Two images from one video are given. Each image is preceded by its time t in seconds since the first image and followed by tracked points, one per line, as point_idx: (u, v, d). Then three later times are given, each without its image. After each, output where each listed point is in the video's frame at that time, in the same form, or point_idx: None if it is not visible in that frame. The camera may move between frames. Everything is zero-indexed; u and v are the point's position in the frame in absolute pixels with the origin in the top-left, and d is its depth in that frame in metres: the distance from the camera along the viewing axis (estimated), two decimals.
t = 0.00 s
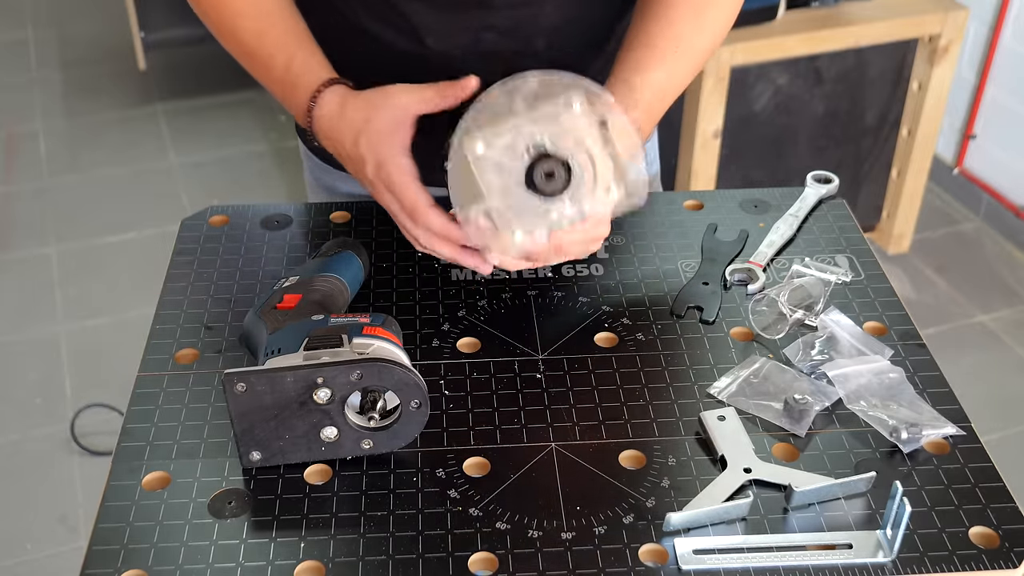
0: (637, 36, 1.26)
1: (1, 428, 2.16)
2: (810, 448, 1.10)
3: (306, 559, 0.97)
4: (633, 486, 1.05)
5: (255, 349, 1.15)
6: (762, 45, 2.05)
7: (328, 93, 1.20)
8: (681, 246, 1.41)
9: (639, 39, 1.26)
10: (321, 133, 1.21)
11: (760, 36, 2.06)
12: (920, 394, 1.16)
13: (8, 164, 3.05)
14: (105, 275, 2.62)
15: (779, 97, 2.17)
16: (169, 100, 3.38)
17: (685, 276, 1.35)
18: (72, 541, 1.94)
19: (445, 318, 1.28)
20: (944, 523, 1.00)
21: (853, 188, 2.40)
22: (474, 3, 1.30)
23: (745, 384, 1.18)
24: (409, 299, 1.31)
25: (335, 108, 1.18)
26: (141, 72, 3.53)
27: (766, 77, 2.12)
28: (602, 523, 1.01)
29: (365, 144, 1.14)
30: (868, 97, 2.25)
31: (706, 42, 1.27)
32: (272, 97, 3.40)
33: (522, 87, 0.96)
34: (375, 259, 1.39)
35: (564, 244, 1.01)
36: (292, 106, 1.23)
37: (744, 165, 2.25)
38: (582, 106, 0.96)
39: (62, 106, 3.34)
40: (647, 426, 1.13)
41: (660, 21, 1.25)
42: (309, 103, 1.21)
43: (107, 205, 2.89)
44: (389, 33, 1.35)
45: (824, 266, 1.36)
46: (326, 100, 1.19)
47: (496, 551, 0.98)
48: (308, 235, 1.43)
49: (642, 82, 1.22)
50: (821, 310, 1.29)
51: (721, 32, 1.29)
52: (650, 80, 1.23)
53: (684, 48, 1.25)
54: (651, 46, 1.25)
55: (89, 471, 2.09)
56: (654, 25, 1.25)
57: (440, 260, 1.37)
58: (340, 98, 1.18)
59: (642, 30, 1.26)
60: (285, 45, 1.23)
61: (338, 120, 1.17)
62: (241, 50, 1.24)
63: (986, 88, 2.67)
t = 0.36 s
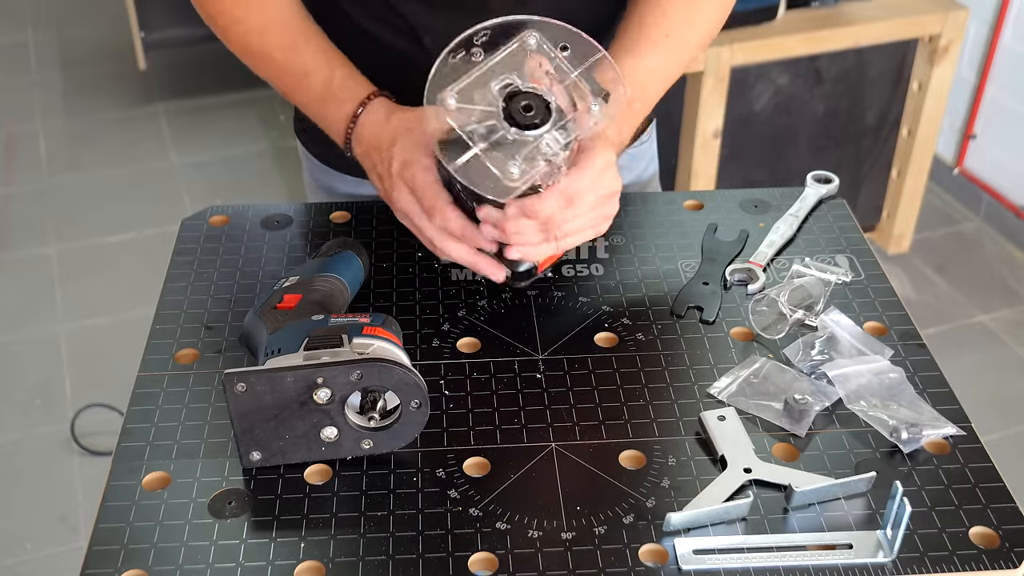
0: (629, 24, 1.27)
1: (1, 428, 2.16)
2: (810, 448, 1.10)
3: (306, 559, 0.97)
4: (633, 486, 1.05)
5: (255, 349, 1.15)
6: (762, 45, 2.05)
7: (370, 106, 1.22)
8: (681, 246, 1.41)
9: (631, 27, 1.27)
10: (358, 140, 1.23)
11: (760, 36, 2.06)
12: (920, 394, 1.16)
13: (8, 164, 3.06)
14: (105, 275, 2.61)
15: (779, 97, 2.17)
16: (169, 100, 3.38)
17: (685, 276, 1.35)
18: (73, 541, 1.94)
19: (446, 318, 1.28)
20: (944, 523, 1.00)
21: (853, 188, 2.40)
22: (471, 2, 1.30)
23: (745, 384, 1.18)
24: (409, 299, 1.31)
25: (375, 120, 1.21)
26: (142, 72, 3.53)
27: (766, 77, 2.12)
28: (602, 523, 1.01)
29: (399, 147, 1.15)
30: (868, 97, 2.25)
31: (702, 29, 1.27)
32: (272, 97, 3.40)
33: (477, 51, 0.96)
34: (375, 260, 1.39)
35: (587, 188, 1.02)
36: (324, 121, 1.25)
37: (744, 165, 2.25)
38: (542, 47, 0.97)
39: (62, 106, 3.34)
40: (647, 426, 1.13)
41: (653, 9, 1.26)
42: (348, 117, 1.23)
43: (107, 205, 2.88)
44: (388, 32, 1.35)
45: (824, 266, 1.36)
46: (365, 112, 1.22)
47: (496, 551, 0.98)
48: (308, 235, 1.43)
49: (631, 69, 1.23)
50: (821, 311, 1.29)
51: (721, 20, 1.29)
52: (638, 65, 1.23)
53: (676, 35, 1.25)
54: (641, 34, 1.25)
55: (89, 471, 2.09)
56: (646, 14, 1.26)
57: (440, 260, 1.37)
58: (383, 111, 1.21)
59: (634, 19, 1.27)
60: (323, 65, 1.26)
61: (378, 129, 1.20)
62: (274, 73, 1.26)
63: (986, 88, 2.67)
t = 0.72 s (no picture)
0: (640, 38, 1.25)
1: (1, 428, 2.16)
2: (810, 448, 1.10)
3: (306, 559, 0.97)
4: (633, 486, 1.05)
5: (255, 349, 1.15)
6: (762, 45, 2.04)
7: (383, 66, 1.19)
8: (680, 246, 1.41)
9: (641, 41, 1.25)
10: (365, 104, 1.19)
11: (760, 36, 2.06)
12: (920, 394, 1.16)
13: (8, 164, 3.06)
14: (105, 275, 2.61)
15: (780, 97, 2.17)
16: (169, 99, 3.38)
17: (685, 276, 1.35)
18: (72, 540, 1.94)
19: (445, 318, 1.28)
20: (944, 523, 1.00)
21: (853, 188, 2.40)
22: (468, 1, 1.30)
23: (745, 384, 1.18)
24: (409, 299, 1.31)
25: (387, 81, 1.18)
26: (141, 72, 3.53)
27: (766, 77, 2.12)
28: (602, 523, 1.01)
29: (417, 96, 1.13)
30: (868, 97, 2.25)
31: (712, 33, 1.26)
32: (272, 97, 3.40)
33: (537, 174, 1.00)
34: (375, 259, 1.39)
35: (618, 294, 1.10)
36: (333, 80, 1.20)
37: (744, 165, 2.25)
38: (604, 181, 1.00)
39: (62, 106, 3.34)
40: (647, 426, 1.13)
41: (663, 22, 1.25)
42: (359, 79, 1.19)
43: (107, 205, 2.88)
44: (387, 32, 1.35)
45: (824, 266, 1.36)
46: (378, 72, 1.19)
47: (496, 551, 0.98)
48: (308, 235, 1.43)
49: (649, 83, 1.22)
50: (821, 311, 1.29)
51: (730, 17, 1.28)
52: (657, 80, 1.22)
53: (689, 45, 1.25)
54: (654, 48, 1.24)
55: (89, 471, 2.09)
56: (655, 28, 1.25)
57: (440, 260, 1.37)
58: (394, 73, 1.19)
59: (644, 33, 1.26)
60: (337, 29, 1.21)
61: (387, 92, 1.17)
62: (282, 58, 1.21)
63: (986, 88, 2.67)
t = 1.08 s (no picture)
0: (647, 58, 1.26)
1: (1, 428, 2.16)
2: (810, 448, 1.10)
3: (306, 559, 0.97)
4: (633, 485, 1.05)
5: (256, 348, 1.15)
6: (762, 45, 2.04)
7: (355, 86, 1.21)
8: (680, 246, 1.41)
9: (649, 61, 1.26)
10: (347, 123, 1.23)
11: (760, 37, 2.06)
12: (920, 394, 1.16)
13: (8, 165, 3.06)
14: (105, 276, 2.61)
15: (779, 97, 2.17)
16: (169, 100, 3.38)
17: (685, 276, 1.35)
18: (73, 541, 1.94)
19: (445, 318, 1.28)
20: (944, 523, 1.00)
21: (853, 188, 2.40)
22: (467, 1, 1.29)
23: (745, 384, 1.18)
24: (409, 299, 1.31)
25: (361, 104, 1.20)
26: (141, 72, 3.53)
27: (765, 77, 2.12)
28: (602, 523, 1.01)
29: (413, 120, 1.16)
30: (868, 97, 2.25)
31: (716, 51, 1.29)
32: (272, 97, 3.40)
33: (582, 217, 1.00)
34: (375, 259, 1.39)
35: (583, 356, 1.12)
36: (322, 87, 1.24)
37: (744, 165, 2.25)
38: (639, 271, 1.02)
39: (62, 106, 3.34)
40: (647, 426, 1.13)
41: (671, 43, 1.26)
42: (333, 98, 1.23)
43: (107, 205, 2.89)
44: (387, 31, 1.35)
45: (824, 266, 1.36)
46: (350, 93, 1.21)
47: (496, 551, 0.98)
48: (308, 235, 1.43)
49: (660, 106, 1.23)
50: (821, 310, 1.29)
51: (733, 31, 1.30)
52: (667, 102, 1.24)
53: (697, 65, 1.27)
54: (662, 69, 1.25)
55: (89, 471, 2.09)
56: (663, 48, 1.26)
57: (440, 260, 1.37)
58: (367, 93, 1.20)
59: (651, 52, 1.27)
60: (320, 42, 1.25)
61: (364, 116, 1.20)
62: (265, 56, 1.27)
63: (986, 88, 2.67)
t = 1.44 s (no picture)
0: (657, 65, 1.26)
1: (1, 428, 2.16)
2: (810, 448, 1.10)
3: (306, 559, 0.97)
4: (633, 486, 1.05)
5: (255, 349, 1.15)
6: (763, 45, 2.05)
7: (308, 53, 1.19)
8: (681, 246, 1.41)
9: (659, 69, 1.26)
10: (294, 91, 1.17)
11: (761, 37, 2.06)
12: (920, 394, 1.16)
13: (8, 165, 3.06)
14: (105, 276, 2.62)
15: (780, 97, 2.17)
16: (169, 100, 3.38)
17: (685, 276, 1.35)
18: (72, 541, 1.94)
19: (445, 318, 1.28)
20: (944, 523, 1.00)
21: (853, 188, 2.40)
22: (471, 2, 1.30)
23: (745, 384, 1.18)
24: (409, 299, 1.31)
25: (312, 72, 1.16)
26: (141, 72, 3.53)
27: (766, 77, 2.12)
28: (602, 523, 1.01)
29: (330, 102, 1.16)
30: (869, 98, 2.25)
31: (724, 66, 1.27)
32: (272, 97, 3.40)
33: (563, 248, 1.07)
34: (375, 259, 1.39)
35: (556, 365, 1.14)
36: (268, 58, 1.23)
37: (744, 165, 2.25)
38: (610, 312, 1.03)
39: (62, 107, 3.34)
40: (647, 426, 1.13)
41: (680, 52, 1.25)
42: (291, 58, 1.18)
43: (107, 205, 2.89)
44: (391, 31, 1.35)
45: (824, 266, 1.36)
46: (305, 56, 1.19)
47: (496, 551, 0.98)
48: (308, 235, 1.43)
49: (668, 118, 1.25)
50: (821, 310, 1.29)
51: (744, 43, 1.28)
52: (674, 116, 1.25)
53: (705, 80, 1.26)
54: (671, 80, 1.25)
55: (89, 471, 2.09)
56: (672, 57, 1.25)
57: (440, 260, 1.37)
58: (317, 54, 1.20)
59: (662, 60, 1.26)
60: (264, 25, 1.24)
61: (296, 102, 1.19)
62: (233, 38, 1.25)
63: (986, 88, 2.67)
